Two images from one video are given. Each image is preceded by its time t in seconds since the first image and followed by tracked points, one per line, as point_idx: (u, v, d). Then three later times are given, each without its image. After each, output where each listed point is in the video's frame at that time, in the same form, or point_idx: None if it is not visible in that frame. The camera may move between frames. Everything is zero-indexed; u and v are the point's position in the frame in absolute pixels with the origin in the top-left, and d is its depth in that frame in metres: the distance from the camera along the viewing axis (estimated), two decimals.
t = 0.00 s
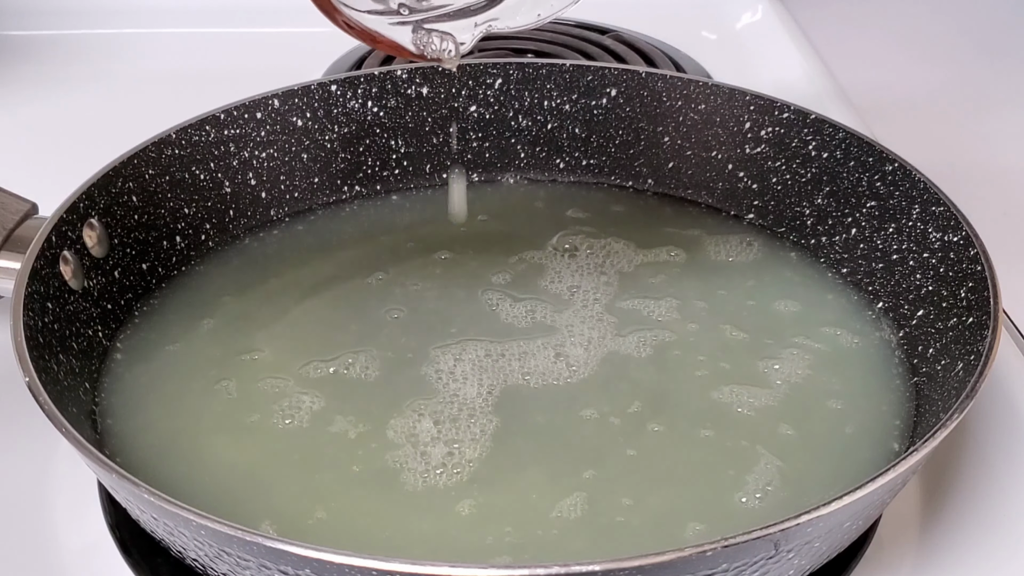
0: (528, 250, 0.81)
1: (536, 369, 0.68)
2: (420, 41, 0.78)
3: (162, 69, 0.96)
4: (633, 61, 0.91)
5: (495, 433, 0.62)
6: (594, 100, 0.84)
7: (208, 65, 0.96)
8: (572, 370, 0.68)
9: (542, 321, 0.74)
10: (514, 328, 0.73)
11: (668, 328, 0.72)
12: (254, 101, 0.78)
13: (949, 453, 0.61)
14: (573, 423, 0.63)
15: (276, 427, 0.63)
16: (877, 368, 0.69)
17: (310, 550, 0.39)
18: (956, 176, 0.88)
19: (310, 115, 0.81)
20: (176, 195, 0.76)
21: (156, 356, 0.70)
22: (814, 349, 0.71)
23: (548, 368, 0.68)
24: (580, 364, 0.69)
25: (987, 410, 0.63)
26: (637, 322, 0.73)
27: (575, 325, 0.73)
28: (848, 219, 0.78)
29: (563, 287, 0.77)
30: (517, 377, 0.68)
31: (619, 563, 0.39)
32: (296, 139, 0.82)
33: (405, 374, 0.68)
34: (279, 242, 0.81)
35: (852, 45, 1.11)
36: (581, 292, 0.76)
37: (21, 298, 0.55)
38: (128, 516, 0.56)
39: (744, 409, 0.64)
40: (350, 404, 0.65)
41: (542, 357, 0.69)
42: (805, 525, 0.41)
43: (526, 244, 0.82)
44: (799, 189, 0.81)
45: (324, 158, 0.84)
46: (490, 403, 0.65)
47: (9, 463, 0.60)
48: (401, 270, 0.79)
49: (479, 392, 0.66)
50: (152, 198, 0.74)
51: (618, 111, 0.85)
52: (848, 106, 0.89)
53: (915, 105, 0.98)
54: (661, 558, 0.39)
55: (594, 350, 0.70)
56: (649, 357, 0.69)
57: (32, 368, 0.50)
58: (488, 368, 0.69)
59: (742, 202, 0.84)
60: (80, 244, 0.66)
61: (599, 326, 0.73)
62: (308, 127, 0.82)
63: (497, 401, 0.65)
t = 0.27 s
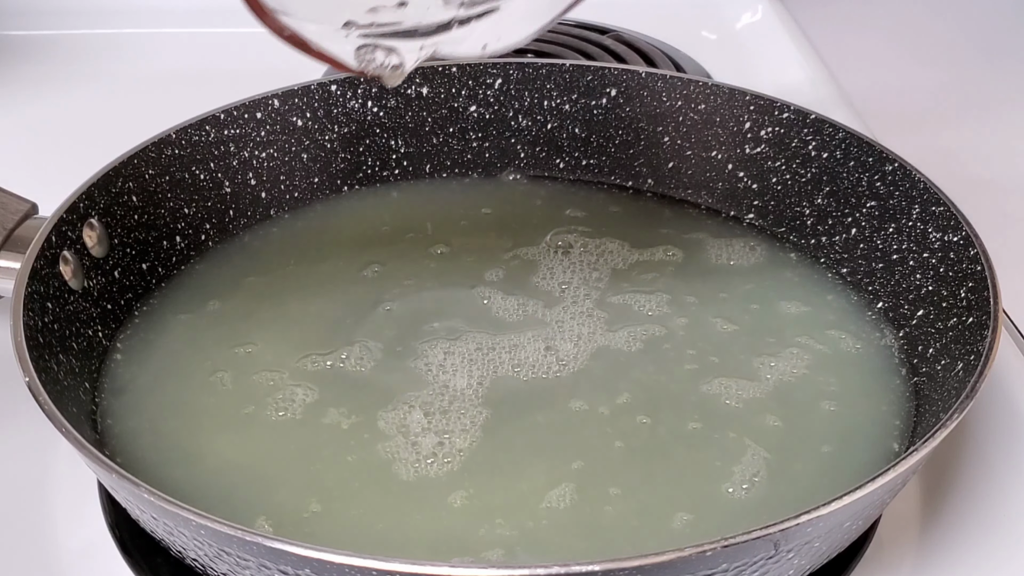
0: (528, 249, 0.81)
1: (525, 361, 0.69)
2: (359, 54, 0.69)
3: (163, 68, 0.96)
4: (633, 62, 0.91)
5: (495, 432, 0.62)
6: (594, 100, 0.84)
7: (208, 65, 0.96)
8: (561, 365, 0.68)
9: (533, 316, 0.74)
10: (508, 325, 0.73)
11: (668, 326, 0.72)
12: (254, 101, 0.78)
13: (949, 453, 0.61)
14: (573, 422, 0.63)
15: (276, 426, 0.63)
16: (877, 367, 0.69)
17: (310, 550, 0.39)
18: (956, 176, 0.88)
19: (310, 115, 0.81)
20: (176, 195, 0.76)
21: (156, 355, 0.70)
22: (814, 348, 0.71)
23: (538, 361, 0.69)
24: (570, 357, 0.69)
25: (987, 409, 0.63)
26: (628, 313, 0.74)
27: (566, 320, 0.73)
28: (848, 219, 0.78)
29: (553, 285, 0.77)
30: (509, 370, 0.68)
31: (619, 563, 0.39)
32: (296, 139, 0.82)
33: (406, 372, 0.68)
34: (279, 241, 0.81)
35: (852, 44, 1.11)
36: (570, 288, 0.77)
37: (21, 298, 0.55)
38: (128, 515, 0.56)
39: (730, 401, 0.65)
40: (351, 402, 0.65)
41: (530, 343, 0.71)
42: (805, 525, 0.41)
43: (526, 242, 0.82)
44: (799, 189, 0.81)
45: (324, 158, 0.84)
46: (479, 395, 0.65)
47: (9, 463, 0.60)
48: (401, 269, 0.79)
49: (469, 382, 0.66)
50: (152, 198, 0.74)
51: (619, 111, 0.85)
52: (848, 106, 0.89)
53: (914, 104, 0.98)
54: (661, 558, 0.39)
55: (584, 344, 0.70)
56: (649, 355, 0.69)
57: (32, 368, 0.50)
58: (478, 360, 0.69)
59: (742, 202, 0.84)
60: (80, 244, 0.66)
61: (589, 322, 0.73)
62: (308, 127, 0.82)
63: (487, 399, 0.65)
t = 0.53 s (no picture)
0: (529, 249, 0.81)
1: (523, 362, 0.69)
2: (322, 132, 0.63)
3: (164, 68, 0.96)
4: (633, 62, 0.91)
5: (496, 432, 0.62)
6: (594, 100, 0.84)
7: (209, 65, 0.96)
8: (563, 367, 0.68)
9: (538, 316, 0.74)
10: (510, 327, 0.73)
11: (668, 327, 0.72)
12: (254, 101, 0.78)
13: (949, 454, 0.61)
14: (573, 422, 0.63)
15: (276, 426, 0.63)
16: (877, 367, 0.69)
17: (310, 550, 0.39)
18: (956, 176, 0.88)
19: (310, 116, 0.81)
20: (176, 195, 0.76)
21: (157, 355, 0.70)
22: (814, 349, 0.71)
23: (540, 361, 0.69)
24: (572, 358, 0.69)
25: (987, 410, 0.63)
26: (628, 313, 0.74)
27: (570, 319, 0.73)
28: (848, 219, 0.78)
29: (559, 284, 0.77)
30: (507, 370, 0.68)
31: (619, 563, 0.39)
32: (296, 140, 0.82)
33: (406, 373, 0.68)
34: (279, 241, 0.81)
35: (853, 45, 1.11)
36: (576, 288, 0.76)
37: (21, 298, 0.55)
38: (128, 515, 0.56)
39: (731, 401, 0.65)
40: (351, 403, 0.65)
41: (531, 345, 0.70)
42: (805, 525, 0.41)
43: (527, 242, 0.82)
44: (799, 189, 0.81)
45: (324, 158, 0.84)
46: (480, 395, 0.65)
47: (9, 463, 0.60)
48: (401, 270, 0.79)
49: (469, 383, 0.66)
50: (152, 198, 0.74)
51: (619, 111, 0.85)
52: (848, 106, 0.89)
53: (913, 104, 0.99)
54: (661, 558, 0.39)
55: (588, 344, 0.70)
56: (649, 356, 0.69)
57: (32, 368, 0.50)
58: (479, 361, 0.69)
59: (742, 202, 0.84)
60: (80, 244, 0.66)
61: (594, 321, 0.73)
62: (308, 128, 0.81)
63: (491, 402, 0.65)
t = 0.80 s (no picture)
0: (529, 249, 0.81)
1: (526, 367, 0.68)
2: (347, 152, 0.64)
3: (163, 68, 0.96)
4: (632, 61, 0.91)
5: (496, 433, 0.62)
6: (594, 100, 0.84)
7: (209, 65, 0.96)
8: (571, 377, 0.67)
9: (545, 323, 0.73)
10: (515, 334, 0.72)
11: (669, 327, 0.72)
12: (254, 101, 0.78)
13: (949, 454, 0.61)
14: (574, 422, 0.63)
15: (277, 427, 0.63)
16: (878, 367, 0.69)
17: (311, 550, 0.39)
18: (956, 176, 0.88)
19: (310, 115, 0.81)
20: (176, 195, 0.76)
21: (157, 355, 0.70)
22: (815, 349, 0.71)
23: (547, 368, 0.68)
24: (579, 366, 0.68)
25: (987, 410, 0.63)
26: (629, 316, 0.73)
27: (578, 327, 0.72)
28: (848, 219, 0.78)
29: (566, 290, 0.76)
30: (509, 376, 0.67)
31: (620, 563, 0.39)
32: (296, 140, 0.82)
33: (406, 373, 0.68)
34: (279, 241, 0.81)
35: (853, 45, 1.11)
36: (584, 295, 0.76)
37: (21, 298, 0.55)
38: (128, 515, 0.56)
39: (733, 402, 0.65)
40: (351, 403, 0.65)
41: (537, 353, 0.70)
42: (805, 525, 0.41)
43: (526, 242, 0.82)
44: (799, 189, 0.81)
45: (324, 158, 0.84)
46: (485, 403, 0.65)
47: (9, 463, 0.60)
48: (402, 270, 0.79)
49: (476, 390, 0.66)
50: (152, 198, 0.74)
51: (618, 111, 0.85)
52: (848, 106, 0.89)
53: (913, 104, 0.99)
54: (661, 558, 0.39)
55: (595, 352, 0.70)
56: (649, 356, 0.69)
57: (32, 368, 0.50)
58: (487, 367, 0.68)
59: (742, 202, 0.84)
60: (80, 244, 0.66)
61: (600, 329, 0.72)
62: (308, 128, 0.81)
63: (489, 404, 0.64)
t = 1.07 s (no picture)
0: (530, 250, 0.81)
1: (529, 369, 0.68)
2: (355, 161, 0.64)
3: (164, 68, 0.96)
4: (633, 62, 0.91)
5: (496, 432, 0.62)
6: (594, 100, 0.84)
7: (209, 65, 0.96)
8: (578, 381, 0.67)
9: (553, 327, 0.73)
10: (524, 337, 0.72)
11: (671, 329, 0.72)
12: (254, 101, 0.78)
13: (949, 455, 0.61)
14: (574, 423, 0.63)
15: (277, 427, 0.63)
16: (879, 368, 0.69)
17: (311, 550, 0.39)
18: (957, 176, 0.88)
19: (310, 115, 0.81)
20: (176, 195, 0.76)
21: (157, 355, 0.70)
22: (814, 350, 0.71)
23: (553, 371, 0.68)
24: (586, 370, 0.68)
25: (988, 410, 0.62)
26: (633, 318, 0.74)
27: (584, 330, 0.72)
28: (848, 219, 0.78)
29: (571, 293, 0.76)
30: (513, 376, 0.68)
31: (620, 563, 0.39)
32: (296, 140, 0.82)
33: (406, 374, 0.68)
34: (279, 242, 0.81)
35: (853, 46, 1.11)
36: (592, 298, 0.76)
37: (21, 298, 0.55)
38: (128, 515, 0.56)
39: (735, 405, 0.65)
40: (351, 405, 0.65)
41: (546, 357, 0.69)
42: (805, 525, 0.41)
43: (527, 244, 0.82)
44: (799, 189, 0.81)
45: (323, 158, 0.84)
46: (487, 404, 0.65)
47: (9, 463, 0.60)
48: (402, 271, 0.79)
49: (480, 392, 0.66)
50: (152, 198, 0.74)
51: (618, 111, 0.85)
52: (848, 106, 0.89)
53: (913, 105, 0.99)
54: (661, 558, 0.39)
55: (602, 355, 0.70)
56: (649, 358, 0.69)
57: (32, 368, 0.50)
58: (493, 370, 0.68)
59: (742, 202, 0.84)
60: (80, 244, 0.66)
61: (607, 333, 0.72)
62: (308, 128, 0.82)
63: (494, 404, 0.65)
